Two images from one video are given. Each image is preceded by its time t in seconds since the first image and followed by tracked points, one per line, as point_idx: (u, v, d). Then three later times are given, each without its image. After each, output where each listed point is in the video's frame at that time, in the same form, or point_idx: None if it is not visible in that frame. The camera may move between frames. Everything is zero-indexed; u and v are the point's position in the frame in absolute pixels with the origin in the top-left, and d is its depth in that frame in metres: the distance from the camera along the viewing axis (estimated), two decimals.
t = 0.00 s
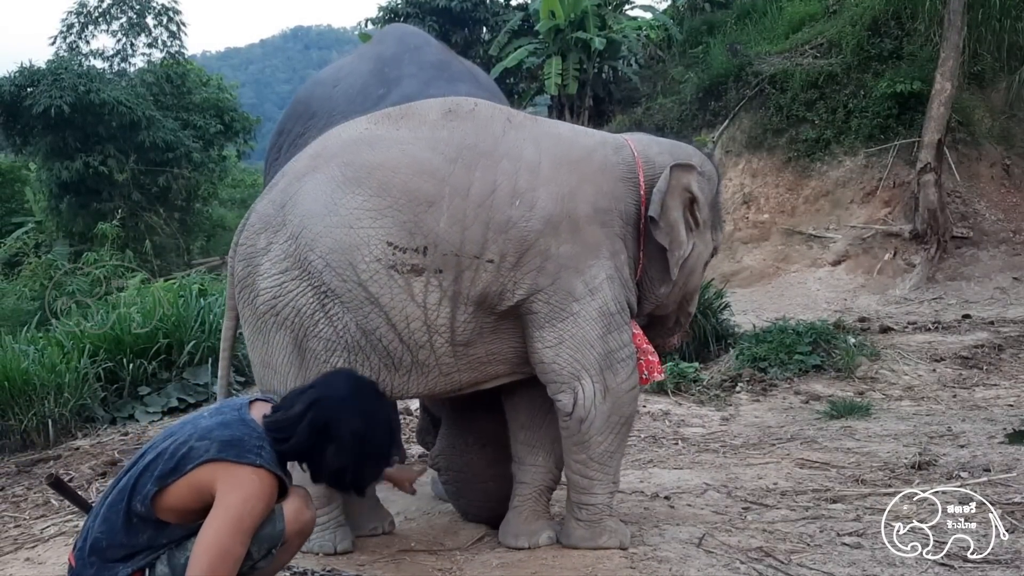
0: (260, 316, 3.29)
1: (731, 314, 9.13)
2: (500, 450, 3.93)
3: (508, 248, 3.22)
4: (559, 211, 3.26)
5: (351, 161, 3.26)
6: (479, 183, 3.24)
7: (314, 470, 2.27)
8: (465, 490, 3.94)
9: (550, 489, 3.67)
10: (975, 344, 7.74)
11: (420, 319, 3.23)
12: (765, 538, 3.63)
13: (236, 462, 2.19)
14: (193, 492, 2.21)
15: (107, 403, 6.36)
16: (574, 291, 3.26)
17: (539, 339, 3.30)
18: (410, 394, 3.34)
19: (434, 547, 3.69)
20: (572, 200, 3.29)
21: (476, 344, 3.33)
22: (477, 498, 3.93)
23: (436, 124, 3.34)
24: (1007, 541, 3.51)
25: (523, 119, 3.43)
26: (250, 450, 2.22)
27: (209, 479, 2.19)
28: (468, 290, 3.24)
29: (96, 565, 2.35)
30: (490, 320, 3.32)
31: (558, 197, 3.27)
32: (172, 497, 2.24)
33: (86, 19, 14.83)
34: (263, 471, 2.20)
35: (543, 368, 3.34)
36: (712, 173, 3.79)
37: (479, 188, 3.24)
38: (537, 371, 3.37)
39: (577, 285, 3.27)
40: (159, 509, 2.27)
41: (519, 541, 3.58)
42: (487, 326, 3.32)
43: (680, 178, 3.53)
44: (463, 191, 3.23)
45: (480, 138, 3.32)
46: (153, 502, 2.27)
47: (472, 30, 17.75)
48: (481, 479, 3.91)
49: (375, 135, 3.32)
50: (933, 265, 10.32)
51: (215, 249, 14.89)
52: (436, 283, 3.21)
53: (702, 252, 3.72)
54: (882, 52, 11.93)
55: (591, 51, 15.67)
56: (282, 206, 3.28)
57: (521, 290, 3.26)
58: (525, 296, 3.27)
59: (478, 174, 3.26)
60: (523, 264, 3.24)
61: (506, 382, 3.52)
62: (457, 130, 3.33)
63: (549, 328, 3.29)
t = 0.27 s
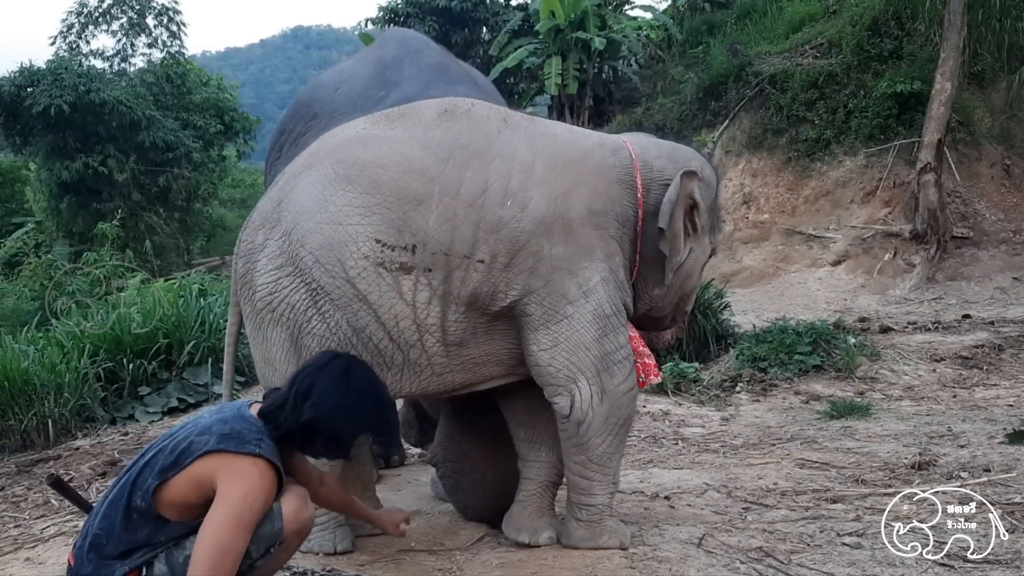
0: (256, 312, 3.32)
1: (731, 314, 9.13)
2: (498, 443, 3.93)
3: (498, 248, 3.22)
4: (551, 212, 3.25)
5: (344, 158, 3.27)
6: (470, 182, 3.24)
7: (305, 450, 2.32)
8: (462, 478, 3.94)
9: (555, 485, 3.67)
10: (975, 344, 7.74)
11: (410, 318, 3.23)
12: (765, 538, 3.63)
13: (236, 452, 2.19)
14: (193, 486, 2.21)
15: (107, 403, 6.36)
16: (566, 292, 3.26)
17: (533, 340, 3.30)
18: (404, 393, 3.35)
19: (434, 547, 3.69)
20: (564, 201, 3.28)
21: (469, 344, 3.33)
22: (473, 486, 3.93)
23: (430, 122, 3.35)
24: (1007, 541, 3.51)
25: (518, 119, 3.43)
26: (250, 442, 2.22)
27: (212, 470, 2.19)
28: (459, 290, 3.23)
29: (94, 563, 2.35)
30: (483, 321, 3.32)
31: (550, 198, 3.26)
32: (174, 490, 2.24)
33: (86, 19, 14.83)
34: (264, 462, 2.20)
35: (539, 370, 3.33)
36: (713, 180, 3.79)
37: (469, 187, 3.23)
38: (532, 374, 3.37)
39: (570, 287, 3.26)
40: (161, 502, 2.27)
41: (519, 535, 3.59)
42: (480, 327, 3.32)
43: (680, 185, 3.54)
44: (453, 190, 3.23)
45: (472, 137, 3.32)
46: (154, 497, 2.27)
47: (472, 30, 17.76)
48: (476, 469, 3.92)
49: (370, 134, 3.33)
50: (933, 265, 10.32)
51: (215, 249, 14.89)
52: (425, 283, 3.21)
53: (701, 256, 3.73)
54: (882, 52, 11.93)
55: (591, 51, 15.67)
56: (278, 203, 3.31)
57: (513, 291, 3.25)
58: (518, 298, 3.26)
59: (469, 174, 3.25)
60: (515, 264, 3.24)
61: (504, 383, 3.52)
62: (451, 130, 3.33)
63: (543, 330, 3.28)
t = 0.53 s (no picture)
0: (254, 314, 3.37)
1: (731, 314, 9.14)
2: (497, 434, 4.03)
3: (484, 250, 3.23)
4: (536, 214, 3.25)
5: (334, 161, 3.32)
6: (456, 184, 3.26)
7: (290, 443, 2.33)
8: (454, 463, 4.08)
9: (541, 481, 3.65)
10: (975, 344, 7.74)
11: (398, 319, 3.26)
12: (765, 538, 3.64)
13: (224, 450, 2.19)
14: (183, 486, 2.21)
15: (107, 403, 6.36)
16: (550, 295, 3.25)
17: (520, 343, 3.30)
18: (396, 392, 3.38)
19: (434, 547, 3.69)
20: (549, 204, 3.28)
21: (457, 345, 3.35)
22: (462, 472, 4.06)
23: (420, 125, 3.38)
24: (1007, 541, 3.51)
25: (507, 122, 3.44)
26: (238, 440, 2.22)
27: (203, 469, 2.19)
28: (446, 291, 3.25)
29: (91, 568, 2.35)
30: (470, 323, 3.32)
31: (535, 200, 3.26)
32: (165, 490, 2.24)
33: (86, 19, 14.84)
34: (251, 457, 2.21)
35: (525, 373, 3.33)
36: (714, 188, 3.77)
37: (456, 189, 3.26)
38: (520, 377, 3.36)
39: (554, 289, 3.25)
40: (152, 504, 2.27)
41: (494, 526, 3.55)
42: (467, 328, 3.33)
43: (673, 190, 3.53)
44: (440, 192, 3.25)
45: (460, 139, 3.34)
46: (145, 498, 2.27)
47: (472, 30, 17.77)
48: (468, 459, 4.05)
49: (361, 136, 3.37)
50: (933, 265, 10.32)
51: (216, 249, 14.89)
52: (412, 284, 3.23)
53: (696, 264, 3.72)
54: (882, 52, 11.93)
55: (591, 51, 15.68)
56: (273, 207, 3.37)
57: (499, 293, 3.25)
58: (503, 300, 3.26)
59: (455, 175, 3.27)
60: (500, 267, 3.24)
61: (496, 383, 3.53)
62: (440, 131, 3.36)
63: (528, 332, 3.28)
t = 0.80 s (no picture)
0: (245, 308, 3.51)
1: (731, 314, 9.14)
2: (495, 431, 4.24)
3: (459, 253, 3.29)
4: (510, 218, 3.27)
5: (320, 161, 3.44)
6: (434, 185, 3.33)
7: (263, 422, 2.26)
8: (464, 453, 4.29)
9: (510, 496, 3.58)
10: (976, 344, 7.74)
11: (377, 318, 3.34)
12: (765, 538, 3.63)
13: (201, 450, 2.15)
14: (165, 488, 2.19)
15: (107, 403, 6.36)
16: (526, 300, 3.26)
17: (499, 349, 3.32)
18: (382, 390, 3.48)
19: (434, 547, 3.69)
20: (524, 209, 3.29)
21: (438, 346, 3.42)
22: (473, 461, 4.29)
23: (404, 127, 3.47)
24: (1007, 541, 3.51)
25: (490, 124, 3.49)
26: (212, 436, 2.18)
27: (185, 469, 2.16)
28: (423, 292, 3.32)
29: None
30: (450, 325, 3.39)
31: (511, 204, 3.29)
32: (149, 492, 2.22)
33: (86, 19, 14.83)
34: (230, 449, 2.17)
35: (506, 379, 3.34)
36: (708, 187, 3.53)
37: (433, 191, 3.32)
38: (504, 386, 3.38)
39: (529, 294, 3.26)
40: (139, 508, 2.25)
41: (469, 545, 3.51)
42: (447, 331, 3.40)
43: (646, 188, 3.40)
44: (417, 193, 3.33)
45: (440, 142, 3.42)
46: (129, 502, 2.25)
47: (472, 30, 17.77)
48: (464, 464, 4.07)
49: (347, 137, 3.48)
50: (933, 265, 10.32)
51: (216, 249, 14.89)
52: (390, 283, 3.31)
53: (685, 275, 3.48)
54: (883, 52, 11.92)
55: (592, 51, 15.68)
56: (264, 204, 3.51)
57: (476, 296, 3.30)
58: (478, 304, 3.31)
59: (433, 177, 3.35)
60: (476, 270, 3.29)
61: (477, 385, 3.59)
62: (422, 134, 3.44)
63: (506, 338, 3.30)
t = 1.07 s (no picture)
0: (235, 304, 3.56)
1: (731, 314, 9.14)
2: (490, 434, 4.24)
3: (427, 261, 3.25)
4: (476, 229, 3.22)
5: (300, 163, 3.44)
6: (404, 193, 3.30)
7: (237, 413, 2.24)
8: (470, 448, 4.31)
9: (497, 500, 3.54)
10: (975, 344, 7.74)
11: (352, 321, 3.34)
12: (765, 538, 3.63)
13: (183, 446, 2.15)
14: (153, 486, 2.19)
15: (107, 403, 6.36)
16: (490, 313, 3.22)
17: (468, 365, 3.29)
18: (366, 389, 3.49)
19: (434, 547, 3.69)
20: (494, 220, 3.23)
21: (413, 350, 3.42)
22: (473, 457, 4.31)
23: (382, 132, 3.43)
24: (1007, 541, 3.51)
25: (467, 130, 3.43)
26: (193, 432, 2.17)
27: (171, 466, 2.16)
28: (394, 299, 3.31)
29: None
30: (424, 331, 3.38)
31: (478, 215, 3.23)
32: (137, 493, 2.22)
33: (86, 19, 14.84)
34: (213, 441, 2.16)
35: (473, 397, 3.30)
36: (689, 192, 3.32)
37: (403, 198, 3.29)
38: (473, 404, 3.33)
39: (493, 307, 3.22)
40: (128, 509, 2.25)
41: (464, 549, 3.49)
42: (422, 335, 3.39)
43: (607, 193, 3.27)
44: (388, 200, 3.30)
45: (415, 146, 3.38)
46: (117, 504, 2.26)
47: (473, 31, 17.78)
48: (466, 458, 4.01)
49: (329, 141, 3.47)
50: (933, 265, 10.31)
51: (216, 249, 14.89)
52: (362, 289, 3.31)
53: (651, 280, 3.32)
54: (883, 52, 11.92)
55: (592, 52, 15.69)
56: (252, 204, 3.55)
57: (445, 306, 3.27)
58: (447, 317, 3.29)
59: (405, 183, 3.31)
60: (444, 279, 3.25)
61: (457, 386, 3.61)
62: (398, 139, 3.40)
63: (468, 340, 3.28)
